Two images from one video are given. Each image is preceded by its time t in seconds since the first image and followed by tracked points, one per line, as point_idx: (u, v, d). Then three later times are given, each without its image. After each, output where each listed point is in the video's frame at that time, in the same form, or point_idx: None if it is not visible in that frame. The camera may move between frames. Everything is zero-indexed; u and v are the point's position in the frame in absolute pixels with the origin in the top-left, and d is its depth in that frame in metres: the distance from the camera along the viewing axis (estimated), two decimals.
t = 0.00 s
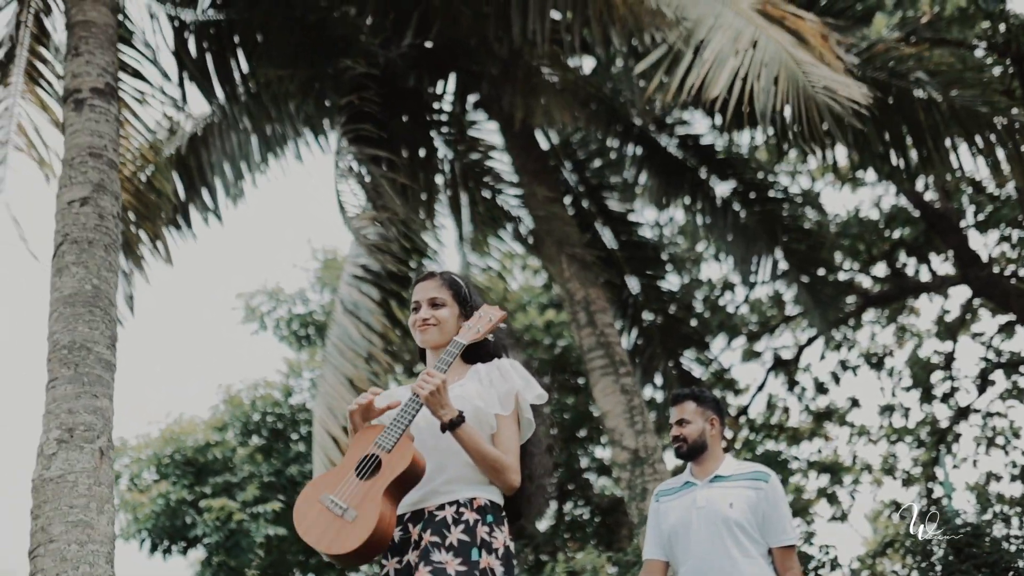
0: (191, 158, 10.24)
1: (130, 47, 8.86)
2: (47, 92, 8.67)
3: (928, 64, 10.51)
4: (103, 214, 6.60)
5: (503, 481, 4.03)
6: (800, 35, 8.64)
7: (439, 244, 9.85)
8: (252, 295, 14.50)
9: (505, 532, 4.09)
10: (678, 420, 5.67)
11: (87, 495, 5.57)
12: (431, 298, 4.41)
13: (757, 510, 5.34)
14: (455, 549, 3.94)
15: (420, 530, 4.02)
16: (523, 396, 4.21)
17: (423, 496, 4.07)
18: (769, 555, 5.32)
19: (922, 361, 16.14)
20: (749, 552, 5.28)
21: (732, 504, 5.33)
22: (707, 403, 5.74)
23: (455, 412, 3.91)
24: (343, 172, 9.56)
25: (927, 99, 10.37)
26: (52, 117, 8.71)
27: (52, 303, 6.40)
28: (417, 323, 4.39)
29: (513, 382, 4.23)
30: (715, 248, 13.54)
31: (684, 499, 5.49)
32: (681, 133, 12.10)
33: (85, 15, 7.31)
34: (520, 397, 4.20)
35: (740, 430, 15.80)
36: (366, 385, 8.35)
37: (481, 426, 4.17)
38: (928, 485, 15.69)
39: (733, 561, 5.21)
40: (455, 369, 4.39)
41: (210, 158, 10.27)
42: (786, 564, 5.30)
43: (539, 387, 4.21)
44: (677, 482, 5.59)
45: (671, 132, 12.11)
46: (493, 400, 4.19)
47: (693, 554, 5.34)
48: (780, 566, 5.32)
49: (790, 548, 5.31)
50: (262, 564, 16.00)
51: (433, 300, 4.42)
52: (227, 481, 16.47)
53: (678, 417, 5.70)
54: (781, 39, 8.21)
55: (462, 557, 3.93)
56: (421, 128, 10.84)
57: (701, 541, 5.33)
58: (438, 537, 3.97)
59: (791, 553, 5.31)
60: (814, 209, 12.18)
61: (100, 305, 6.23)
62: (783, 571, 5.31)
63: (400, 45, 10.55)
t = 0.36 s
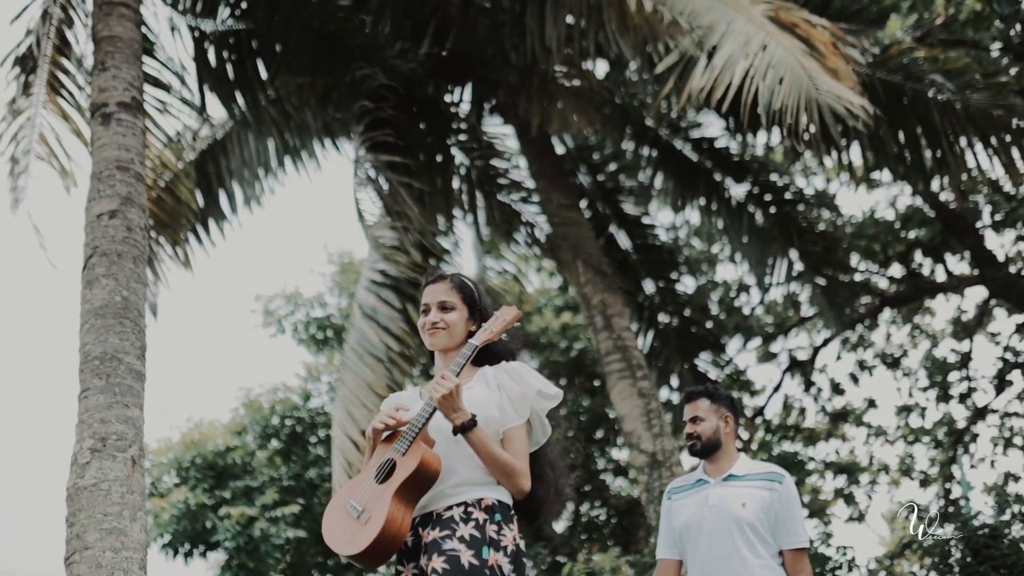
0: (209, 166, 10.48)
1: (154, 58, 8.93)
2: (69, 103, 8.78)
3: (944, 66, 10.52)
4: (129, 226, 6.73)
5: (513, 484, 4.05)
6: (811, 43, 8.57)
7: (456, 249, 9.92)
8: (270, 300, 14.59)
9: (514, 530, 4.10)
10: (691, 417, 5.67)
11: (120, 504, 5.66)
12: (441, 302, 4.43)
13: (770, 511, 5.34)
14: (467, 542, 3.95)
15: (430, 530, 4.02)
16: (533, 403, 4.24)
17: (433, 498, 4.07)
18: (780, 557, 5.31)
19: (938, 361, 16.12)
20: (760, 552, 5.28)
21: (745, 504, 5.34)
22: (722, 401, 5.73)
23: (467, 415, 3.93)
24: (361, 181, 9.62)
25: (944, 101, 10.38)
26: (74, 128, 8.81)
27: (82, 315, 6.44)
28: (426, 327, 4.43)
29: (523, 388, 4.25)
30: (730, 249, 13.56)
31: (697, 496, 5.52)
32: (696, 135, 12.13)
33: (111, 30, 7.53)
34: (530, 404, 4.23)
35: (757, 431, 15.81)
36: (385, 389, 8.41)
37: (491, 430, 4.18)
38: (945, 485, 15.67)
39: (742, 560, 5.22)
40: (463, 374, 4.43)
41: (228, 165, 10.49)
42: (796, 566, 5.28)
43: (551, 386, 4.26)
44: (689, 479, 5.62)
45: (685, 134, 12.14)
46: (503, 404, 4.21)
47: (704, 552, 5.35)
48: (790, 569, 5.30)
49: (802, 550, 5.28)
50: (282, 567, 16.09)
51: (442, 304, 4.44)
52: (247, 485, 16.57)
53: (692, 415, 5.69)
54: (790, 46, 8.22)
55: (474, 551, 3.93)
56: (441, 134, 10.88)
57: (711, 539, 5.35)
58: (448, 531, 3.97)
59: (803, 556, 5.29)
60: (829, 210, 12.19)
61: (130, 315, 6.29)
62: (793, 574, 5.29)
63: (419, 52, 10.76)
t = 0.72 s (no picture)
0: (226, 170, 10.54)
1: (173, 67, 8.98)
2: (87, 111, 8.82)
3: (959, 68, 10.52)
4: (155, 237, 6.87)
5: (522, 489, 4.09)
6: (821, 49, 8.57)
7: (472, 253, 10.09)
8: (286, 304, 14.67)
9: (519, 534, 4.11)
10: (703, 411, 5.64)
11: (152, 510, 5.85)
12: (448, 307, 4.47)
13: (780, 505, 5.35)
14: (468, 547, 3.97)
15: (434, 537, 4.05)
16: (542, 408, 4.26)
17: (440, 505, 4.10)
18: (790, 551, 5.33)
19: (953, 361, 16.10)
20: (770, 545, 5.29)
21: (756, 497, 5.35)
22: (735, 395, 5.71)
23: (477, 422, 3.97)
24: (377, 188, 9.68)
25: (957, 104, 10.40)
26: (92, 136, 8.86)
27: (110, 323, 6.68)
28: (434, 331, 4.46)
29: (531, 394, 4.28)
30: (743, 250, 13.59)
31: (708, 489, 5.53)
32: (709, 138, 12.17)
33: (135, 43, 7.66)
34: (538, 409, 4.26)
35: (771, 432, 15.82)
36: (402, 393, 8.45)
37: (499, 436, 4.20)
38: (961, 485, 15.66)
39: (752, 554, 5.24)
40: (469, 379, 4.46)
41: (245, 169, 10.54)
42: (806, 562, 5.28)
43: (564, 379, 4.29)
44: (701, 473, 5.62)
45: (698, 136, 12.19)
46: (510, 409, 4.25)
47: (714, 546, 5.36)
48: (799, 565, 5.30)
49: (811, 545, 5.29)
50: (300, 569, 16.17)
51: (449, 309, 4.47)
52: (264, 488, 16.66)
53: (704, 409, 5.65)
54: (799, 50, 8.24)
55: (475, 556, 3.95)
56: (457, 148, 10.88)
57: (723, 532, 5.35)
58: (450, 538, 4.00)
59: (812, 552, 5.29)
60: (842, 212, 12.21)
61: (157, 327, 6.45)
62: (803, 570, 5.29)
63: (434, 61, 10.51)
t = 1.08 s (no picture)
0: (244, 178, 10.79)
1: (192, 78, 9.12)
2: (105, 120, 8.90)
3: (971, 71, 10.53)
4: (178, 248, 6.99)
5: (527, 496, 4.03)
6: (830, 55, 8.59)
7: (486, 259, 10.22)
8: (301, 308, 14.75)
9: (520, 542, 4.02)
10: (712, 407, 5.65)
11: (178, 517, 5.91)
12: (453, 312, 4.42)
13: (788, 502, 5.34)
14: (469, 559, 3.88)
15: (435, 548, 3.97)
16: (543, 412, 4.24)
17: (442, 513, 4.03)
18: (797, 549, 5.30)
19: (967, 363, 16.07)
20: (776, 543, 5.27)
21: (763, 494, 5.35)
22: (744, 392, 5.72)
23: (479, 430, 3.92)
24: (393, 194, 9.75)
25: (968, 109, 10.42)
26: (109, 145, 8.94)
27: (136, 334, 6.72)
28: (439, 336, 4.41)
29: (535, 398, 4.25)
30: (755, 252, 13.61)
31: (716, 486, 5.52)
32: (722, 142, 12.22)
33: (157, 57, 7.81)
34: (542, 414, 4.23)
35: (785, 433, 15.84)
36: (417, 396, 8.49)
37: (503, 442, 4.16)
38: (975, 487, 15.65)
39: (759, 552, 5.23)
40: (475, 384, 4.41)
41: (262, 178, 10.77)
42: (812, 559, 5.25)
43: (565, 382, 4.28)
44: (709, 469, 5.62)
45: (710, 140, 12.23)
46: (512, 413, 4.20)
47: (720, 543, 5.37)
48: (806, 562, 5.27)
49: (818, 543, 5.25)
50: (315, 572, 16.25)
51: (454, 313, 4.43)
52: (280, 491, 16.75)
53: (713, 405, 5.67)
54: (809, 55, 8.27)
55: (476, 568, 3.87)
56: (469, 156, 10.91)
57: (730, 529, 5.35)
58: (451, 551, 3.91)
59: (819, 550, 5.26)
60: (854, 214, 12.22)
61: (181, 336, 6.57)
62: (810, 567, 5.26)
63: (449, 70, 10.75)
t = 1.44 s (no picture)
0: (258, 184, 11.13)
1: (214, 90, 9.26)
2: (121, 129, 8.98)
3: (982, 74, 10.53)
4: (199, 259, 7.07)
5: (524, 498, 4.04)
6: (840, 61, 8.61)
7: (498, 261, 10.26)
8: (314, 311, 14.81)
9: (519, 539, 4.01)
10: (719, 405, 5.69)
11: (202, 525, 5.93)
12: (457, 313, 4.45)
13: (793, 497, 5.34)
14: (463, 559, 3.88)
15: (433, 547, 3.98)
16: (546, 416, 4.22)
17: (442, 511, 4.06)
18: (802, 542, 5.28)
19: (979, 363, 16.05)
20: (779, 537, 5.27)
21: (768, 490, 5.36)
22: (750, 389, 5.77)
23: (477, 433, 3.94)
24: (407, 202, 9.80)
25: (978, 113, 10.44)
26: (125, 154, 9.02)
27: (158, 345, 6.81)
28: (444, 338, 4.44)
29: (536, 400, 4.23)
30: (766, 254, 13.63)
31: (721, 484, 5.56)
32: (733, 145, 12.27)
33: (175, 70, 7.93)
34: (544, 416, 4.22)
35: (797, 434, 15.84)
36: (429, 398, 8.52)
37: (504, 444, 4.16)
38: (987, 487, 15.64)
39: (763, 549, 5.26)
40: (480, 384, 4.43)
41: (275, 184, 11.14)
42: (814, 551, 5.21)
43: (568, 393, 4.27)
44: (715, 467, 5.65)
45: (719, 142, 12.29)
46: (514, 415, 4.18)
47: (724, 539, 5.40)
48: (809, 554, 5.23)
49: (821, 535, 5.22)
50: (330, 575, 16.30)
51: (458, 314, 4.45)
52: (295, 495, 16.81)
53: (720, 403, 5.71)
54: (819, 60, 8.28)
55: (470, 568, 3.87)
56: (481, 162, 10.97)
57: (736, 526, 5.38)
58: (446, 550, 3.92)
59: (822, 542, 5.22)
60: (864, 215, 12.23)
61: (204, 346, 6.62)
62: (813, 559, 5.21)
63: (461, 79, 10.71)
